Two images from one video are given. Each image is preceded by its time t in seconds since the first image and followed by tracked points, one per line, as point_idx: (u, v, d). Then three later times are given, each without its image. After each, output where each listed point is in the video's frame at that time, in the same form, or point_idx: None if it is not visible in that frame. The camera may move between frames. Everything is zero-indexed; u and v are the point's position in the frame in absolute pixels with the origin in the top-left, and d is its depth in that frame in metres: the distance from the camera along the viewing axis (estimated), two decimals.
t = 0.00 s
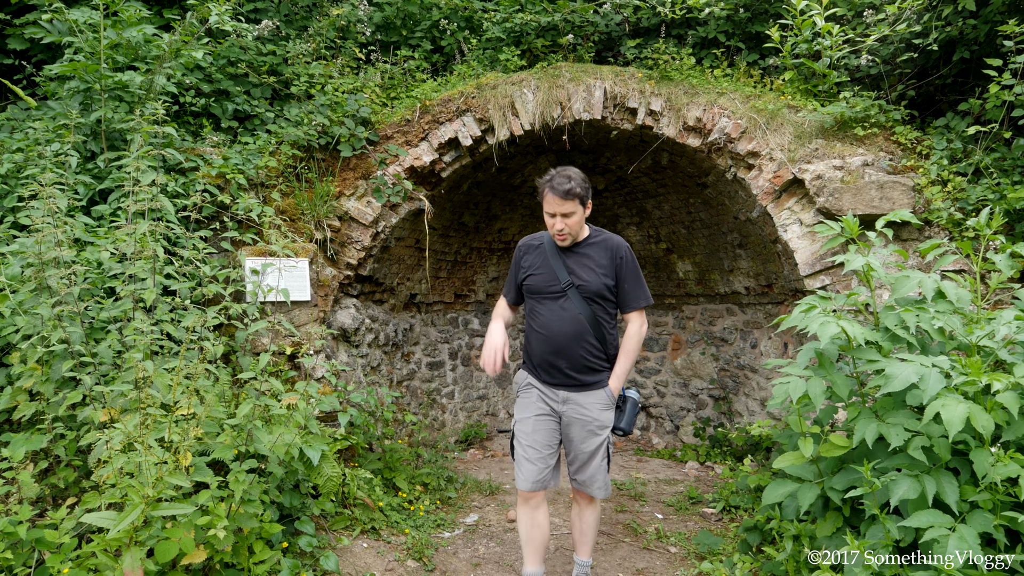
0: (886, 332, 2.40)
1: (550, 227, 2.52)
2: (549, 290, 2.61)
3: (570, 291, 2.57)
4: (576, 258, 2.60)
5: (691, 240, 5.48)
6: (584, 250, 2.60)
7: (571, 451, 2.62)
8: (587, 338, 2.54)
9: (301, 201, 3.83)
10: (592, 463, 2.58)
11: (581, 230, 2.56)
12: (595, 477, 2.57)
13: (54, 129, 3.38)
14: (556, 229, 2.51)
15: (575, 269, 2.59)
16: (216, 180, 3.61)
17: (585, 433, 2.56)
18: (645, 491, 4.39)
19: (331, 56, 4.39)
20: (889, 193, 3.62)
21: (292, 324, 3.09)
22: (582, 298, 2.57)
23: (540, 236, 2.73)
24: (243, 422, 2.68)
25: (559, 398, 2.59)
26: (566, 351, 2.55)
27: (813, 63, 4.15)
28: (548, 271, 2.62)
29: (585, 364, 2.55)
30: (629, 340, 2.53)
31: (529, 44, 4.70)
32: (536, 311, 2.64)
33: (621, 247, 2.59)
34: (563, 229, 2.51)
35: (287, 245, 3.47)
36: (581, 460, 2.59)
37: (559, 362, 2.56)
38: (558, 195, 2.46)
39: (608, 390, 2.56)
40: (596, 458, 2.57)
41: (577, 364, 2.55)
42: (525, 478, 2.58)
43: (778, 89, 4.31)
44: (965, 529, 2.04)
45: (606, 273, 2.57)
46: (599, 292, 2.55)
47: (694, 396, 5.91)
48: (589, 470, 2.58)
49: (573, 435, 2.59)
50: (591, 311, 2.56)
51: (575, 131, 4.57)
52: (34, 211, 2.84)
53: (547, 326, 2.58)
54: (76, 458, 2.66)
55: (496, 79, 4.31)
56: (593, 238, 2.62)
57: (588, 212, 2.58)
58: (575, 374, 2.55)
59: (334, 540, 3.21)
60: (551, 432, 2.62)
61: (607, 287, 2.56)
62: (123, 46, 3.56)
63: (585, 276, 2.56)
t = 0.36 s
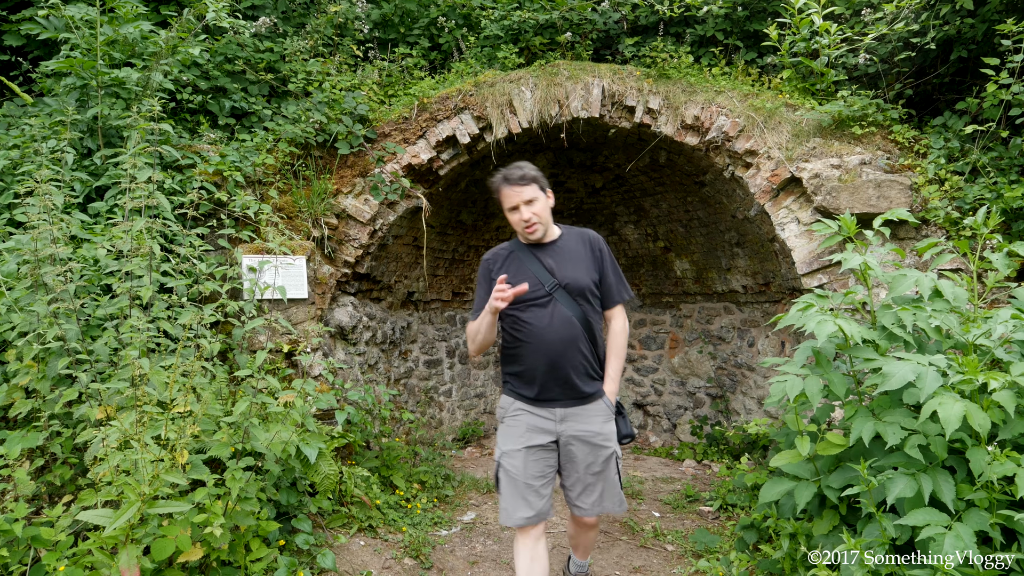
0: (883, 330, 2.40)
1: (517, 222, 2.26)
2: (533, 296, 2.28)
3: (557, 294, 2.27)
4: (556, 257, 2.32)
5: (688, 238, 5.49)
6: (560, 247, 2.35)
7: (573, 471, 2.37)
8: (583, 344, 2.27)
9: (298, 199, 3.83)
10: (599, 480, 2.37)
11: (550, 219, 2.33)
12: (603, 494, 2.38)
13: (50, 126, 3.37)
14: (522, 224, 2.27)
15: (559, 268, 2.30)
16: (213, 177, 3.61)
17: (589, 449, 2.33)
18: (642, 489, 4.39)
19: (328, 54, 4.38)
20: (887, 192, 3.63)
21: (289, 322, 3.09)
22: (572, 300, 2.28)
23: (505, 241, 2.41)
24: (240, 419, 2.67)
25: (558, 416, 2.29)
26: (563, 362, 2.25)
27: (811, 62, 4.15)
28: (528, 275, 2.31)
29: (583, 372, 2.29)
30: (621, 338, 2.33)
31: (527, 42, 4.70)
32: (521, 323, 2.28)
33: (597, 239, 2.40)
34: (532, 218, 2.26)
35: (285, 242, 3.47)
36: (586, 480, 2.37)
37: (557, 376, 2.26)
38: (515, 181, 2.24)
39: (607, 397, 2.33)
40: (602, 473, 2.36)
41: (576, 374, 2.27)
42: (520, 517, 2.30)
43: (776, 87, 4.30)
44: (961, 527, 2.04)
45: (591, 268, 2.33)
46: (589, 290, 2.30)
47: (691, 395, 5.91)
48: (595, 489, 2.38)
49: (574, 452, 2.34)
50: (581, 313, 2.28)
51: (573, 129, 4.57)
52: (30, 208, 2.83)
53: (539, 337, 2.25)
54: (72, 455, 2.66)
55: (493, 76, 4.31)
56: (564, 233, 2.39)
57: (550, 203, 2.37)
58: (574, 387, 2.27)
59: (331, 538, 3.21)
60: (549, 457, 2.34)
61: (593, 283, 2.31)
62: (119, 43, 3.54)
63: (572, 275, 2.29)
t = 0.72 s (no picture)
0: (881, 330, 2.40)
1: (495, 208, 2.16)
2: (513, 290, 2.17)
3: (539, 288, 2.16)
4: (537, 249, 2.22)
5: (687, 238, 5.50)
6: (543, 239, 2.24)
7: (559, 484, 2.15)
8: (567, 340, 2.13)
9: (297, 198, 3.83)
10: (588, 495, 2.11)
11: (531, 206, 2.21)
12: (588, 513, 2.09)
13: (48, 124, 3.36)
14: (500, 210, 2.17)
15: (541, 261, 2.20)
16: (211, 176, 3.60)
17: (573, 457, 2.12)
18: (640, 488, 4.40)
19: (327, 52, 4.38)
20: (885, 191, 3.63)
21: (287, 321, 3.08)
22: (555, 294, 2.16)
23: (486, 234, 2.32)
24: (238, 418, 2.67)
25: (541, 419, 2.14)
26: (545, 360, 2.11)
27: (810, 61, 4.16)
28: (508, 268, 2.21)
29: (567, 372, 2.13)
30: (609, 334, 2.21)
31: (526, 41, 4.70)
32: (500, 319, 2.15)
33: (583, 229, 2.27)
34: (510, 203, 2.15)
35: (283, 241, 3.47)
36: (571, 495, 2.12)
37: (538, 375, 2.11)
38: (492, 165, 2.16)
39: (595, 399, 2.17)
40: (589, 485, 2.12)
41: (560, 373, 2.12)
42: (504, 532, 2.21)
43: (775, 87, 4.31)
44: (958, 527, 2.04)
45: (575, 260, 2.21)
46: (573, 283, 2.17)
47: (689, 394, 5.91)
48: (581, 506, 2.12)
49: (558, 463, 2.15)
50: (565, 309, 2.15)
51: (572, 128, 4.57)
52: (28, 207, 2.82)
53: (519, 333, 2.12)
54: (69, 454, 2.65)
55: (492, 75, 4.31)
56: (548, 223, 2.27)
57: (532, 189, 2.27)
58: (557, 387, 2.12)
59: (329, 537, 3.21)
60: (532, 469, 2.18)
61: (578, 276, 2.19)
62: (117, 41, 3.53)
63: (554, 268, 2.18)
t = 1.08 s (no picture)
0: (880, 330, 2.40)
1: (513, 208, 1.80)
2: (515, 298, 1.80)
3: (545, 297, 1.76)
4: (552, 253, 1.81)
5: (686, 238, 5.51)
6: (563, 242, 1.82)
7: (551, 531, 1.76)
8: (571, 361, 1.71)
9: (296, 197, 3.84)
10: (584, 550, 1.71)
11: (558, 212, 1.83)
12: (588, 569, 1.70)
13: (47, 123, 3.35)
14: (519, 212, 1.81)
15: (553, 266, 1.79)
16: (210, 175, 3.60)
17: (572, 503, 1.70)
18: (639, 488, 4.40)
19: (326, 52, 4.38)
20: (884, 192, 3.63)
21: (286, 321, 3.08)
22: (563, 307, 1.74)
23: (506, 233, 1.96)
24: (237, 418, 2.66)
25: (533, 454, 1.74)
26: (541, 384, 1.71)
27: (809, 62, 4.16)
28: (514, 271, 1.82)
29: (569, 403, 1.71)
30: (631, 366, 1.70)
31: (526, 41, 4.69)
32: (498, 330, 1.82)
33: (612, 238, 1.81)
34: (531, 206, 1.78)
35: (282, 241, 3.47)
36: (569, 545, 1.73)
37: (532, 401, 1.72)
38: (520, 159, 1.79)
39: (603, 443, 1.70)
40: (590, 538, 1.70)
41: (559, 403, 1.70)
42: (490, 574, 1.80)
43: (774, 87, 4.31)
44: (958, 527, 2.04)
45: (595, 270, 1.76)
46: (587, 297, 1.74)
47: (688, 394, 5.91)
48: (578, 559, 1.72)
49: (554, 506, 1.74)
50: (574, 324, 1.73)
51: (571, 129, 4.57)
52: (27, 206, 2.82)
53: (514, 349, 1.76)
54: (68, 454, 2.65)
55: (492, 75, 4.30)
56: (574, 226, 1.85)
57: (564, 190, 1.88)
58: (553, 419, 1.70)
59: (328, 537, 3.21)
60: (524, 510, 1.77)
61: (598, 288, 1.75)
62: (116, 41, 3.53)
63: (566, 276, 1.76)
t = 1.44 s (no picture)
0: (880, 331, 2.40)
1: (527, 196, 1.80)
2: (536, 298, 1.80)
3: (567, 297, 1.75)
4: (573, 248, 1.80)
5: (686, 239, 5.52)
6: (585, 238, 1.81)
7: (577, 547, 1.72)
8: (597, 367, 1.68)
9: (295, 198, 3.84)
10: (610, 571, 1.67)
11: (574, 197, 1.83)
12: None
13: (47, 124, 3.35)
14: (535, 197, 1.81)
15: (574, 263, 1.77)
16: (210, 176, 3.61)
17: (596, 524, 1.67)
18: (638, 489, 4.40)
19: (326, 52, 4.38)
20: (883, 193, 3.62)
21: (286, 321, 3.08)
22: (585, 306, 1.73)
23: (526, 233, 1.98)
24: (236, 419, 2.66)
25: (559, 463, 1.71)
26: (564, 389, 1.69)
27: (808, 63, 4.17)
28: (534, 271, 1.82)
29: (596, 408, 1.67)
30: (662, 367, 1.65)
31: (526, 42, 4.69)
32: (520, 334, 1.81)
33: (637, 225, 1.77)
34: (546, 192, 1.79)
35: (282, 241, 3.47)
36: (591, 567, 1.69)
37: (556, 407, 1.69)
38: (532, 144, 1.79)
39: (634, 448, 1.66)
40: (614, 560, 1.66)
41: (585, 409, 1.67)
42: None
43: (773, 88, 4.31)
44: (957, 529, 2.04)
45: (618, 263, 1.74)
46: (611, 293, 1.71)
47: (687, 395, 5.91)
48: None
49: (577, 526, 1.71)
50: (600, 326, 1.70)
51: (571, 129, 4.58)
52: (26, 207, 2.82)
53: (536, 352, 1.74)
54: (67, 454, 2.64)
55: (491, 76, 4.31)
56: (595, 221, 1.84)
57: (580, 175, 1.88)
58: (579, 425, 1.67)
59: (327, 538, 3.20)
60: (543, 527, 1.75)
61: (624, 284, 1.72)
62: (116, 41, 3.53)
63: (588, 272, 1.74)
